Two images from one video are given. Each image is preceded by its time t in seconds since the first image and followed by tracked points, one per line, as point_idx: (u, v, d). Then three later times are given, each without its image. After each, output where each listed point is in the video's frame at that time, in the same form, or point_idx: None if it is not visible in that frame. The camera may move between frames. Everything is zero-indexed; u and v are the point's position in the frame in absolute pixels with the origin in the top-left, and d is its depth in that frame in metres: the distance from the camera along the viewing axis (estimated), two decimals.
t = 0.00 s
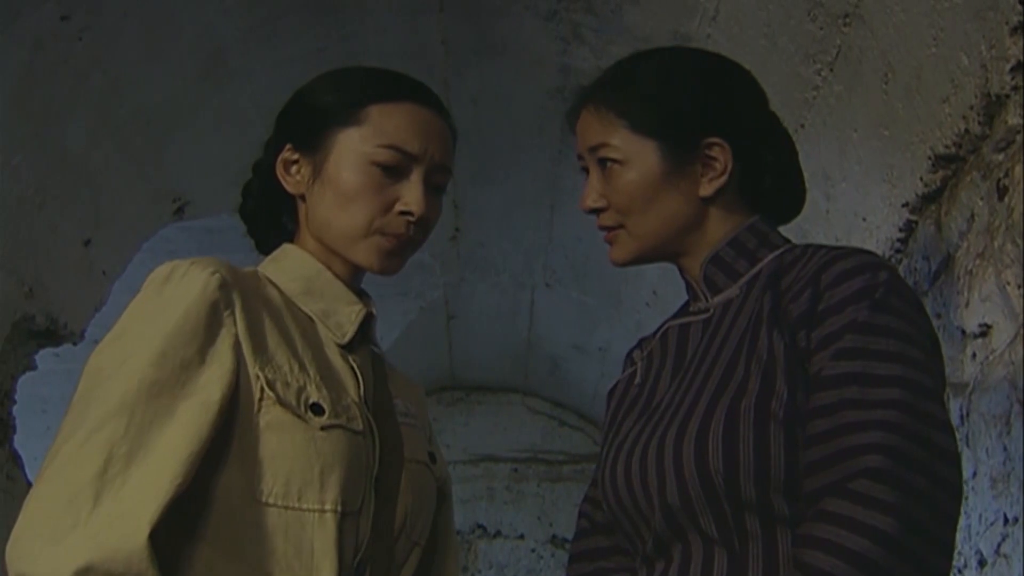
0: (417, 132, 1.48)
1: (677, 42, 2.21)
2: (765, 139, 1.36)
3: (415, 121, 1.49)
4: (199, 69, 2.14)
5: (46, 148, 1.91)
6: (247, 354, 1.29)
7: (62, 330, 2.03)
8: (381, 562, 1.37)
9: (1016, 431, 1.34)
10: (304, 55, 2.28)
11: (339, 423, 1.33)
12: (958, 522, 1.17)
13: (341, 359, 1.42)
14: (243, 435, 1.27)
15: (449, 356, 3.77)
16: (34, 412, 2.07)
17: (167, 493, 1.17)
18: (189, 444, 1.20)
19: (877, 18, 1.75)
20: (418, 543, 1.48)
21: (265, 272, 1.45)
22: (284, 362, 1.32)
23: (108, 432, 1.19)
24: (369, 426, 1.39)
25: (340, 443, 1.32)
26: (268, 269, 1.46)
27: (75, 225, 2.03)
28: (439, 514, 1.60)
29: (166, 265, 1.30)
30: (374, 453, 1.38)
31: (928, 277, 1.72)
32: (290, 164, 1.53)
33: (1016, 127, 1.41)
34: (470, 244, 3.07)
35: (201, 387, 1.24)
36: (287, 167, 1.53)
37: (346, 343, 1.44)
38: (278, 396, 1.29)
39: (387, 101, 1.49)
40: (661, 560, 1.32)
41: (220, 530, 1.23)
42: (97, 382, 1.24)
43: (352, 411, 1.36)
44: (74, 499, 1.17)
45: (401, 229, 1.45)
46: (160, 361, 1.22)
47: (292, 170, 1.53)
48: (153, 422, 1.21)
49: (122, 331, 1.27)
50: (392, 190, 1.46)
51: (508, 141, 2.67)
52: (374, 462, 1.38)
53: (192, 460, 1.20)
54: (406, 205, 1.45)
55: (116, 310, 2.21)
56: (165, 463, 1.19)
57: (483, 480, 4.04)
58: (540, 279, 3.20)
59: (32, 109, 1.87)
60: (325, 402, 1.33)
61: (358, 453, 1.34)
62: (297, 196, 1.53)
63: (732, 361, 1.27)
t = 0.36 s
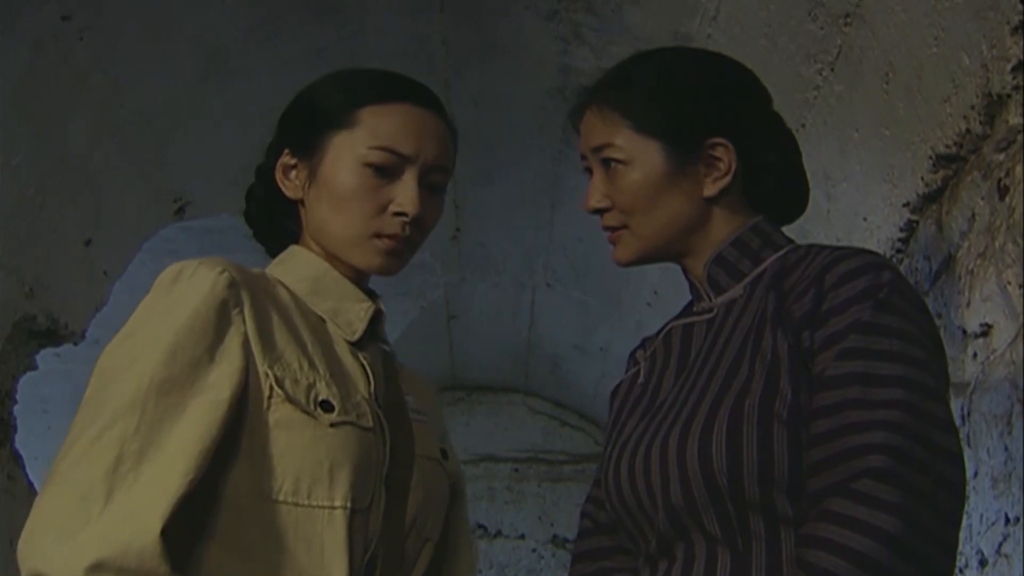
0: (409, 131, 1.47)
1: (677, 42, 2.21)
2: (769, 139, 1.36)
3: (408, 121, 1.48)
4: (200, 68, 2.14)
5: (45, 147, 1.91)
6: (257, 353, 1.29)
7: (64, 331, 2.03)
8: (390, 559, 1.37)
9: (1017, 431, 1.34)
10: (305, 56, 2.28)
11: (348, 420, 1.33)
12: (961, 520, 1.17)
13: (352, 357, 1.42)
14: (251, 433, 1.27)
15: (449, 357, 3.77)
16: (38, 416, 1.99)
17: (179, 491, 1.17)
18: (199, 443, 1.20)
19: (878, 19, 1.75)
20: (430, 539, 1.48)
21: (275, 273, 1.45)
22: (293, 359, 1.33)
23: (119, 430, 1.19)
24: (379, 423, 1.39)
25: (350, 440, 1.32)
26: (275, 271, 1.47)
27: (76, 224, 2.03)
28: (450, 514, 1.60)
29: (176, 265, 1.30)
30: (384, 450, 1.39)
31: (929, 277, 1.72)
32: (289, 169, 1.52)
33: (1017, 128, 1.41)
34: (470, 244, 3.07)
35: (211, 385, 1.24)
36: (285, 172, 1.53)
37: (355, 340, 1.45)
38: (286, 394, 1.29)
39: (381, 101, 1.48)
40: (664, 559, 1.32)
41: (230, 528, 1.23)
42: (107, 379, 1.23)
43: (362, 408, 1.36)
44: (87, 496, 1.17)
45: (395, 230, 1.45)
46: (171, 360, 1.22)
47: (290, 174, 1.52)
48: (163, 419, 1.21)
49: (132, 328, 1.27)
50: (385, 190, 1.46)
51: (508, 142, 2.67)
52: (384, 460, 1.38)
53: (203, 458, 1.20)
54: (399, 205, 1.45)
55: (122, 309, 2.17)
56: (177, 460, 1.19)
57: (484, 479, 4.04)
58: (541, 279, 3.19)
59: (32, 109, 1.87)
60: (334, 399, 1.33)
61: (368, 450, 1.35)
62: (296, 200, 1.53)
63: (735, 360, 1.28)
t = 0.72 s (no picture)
0: (393, 129, 1.46)
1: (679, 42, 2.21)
2: (776, 139, 1.36)
3: (393, 119, 1.47)
4: (201, 69, 2.13)
5: (46, 148, 1.91)
6: (266, 359, 1.29)
7: (66, 331, 2.04)
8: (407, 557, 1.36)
9: (1018, 431, 1.34)
10: (308, 56, 2.28)
11: (358, 421, 1.32)
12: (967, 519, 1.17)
13: (371, 359, 1.42)
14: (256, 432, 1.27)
15: (452, 357, 3.77)
16: (43, 421, 2.05)
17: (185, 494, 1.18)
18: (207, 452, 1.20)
19: (881, 19, 1.75)
20: (459, 535, 1.45)
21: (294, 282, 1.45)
22: (304, 363, 1.32)
23: (127, 438, 1.20)
24: (394, 420, 1.38)
25: (361, 440, 1.31)
26: (296, 280, 1.47)
27: (78, 223, 2.03)
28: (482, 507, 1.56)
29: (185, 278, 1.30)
30: (401, 448, 1.37)
31: (930, 276, 1.71)
32: (294, 182, 1.54)
33: (1018, 128, 1.41)
34: (473, 244, 3.07)
35: (220, 391, 1.24)
36: (291, 185, 1.54)
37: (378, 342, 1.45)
38: (293, 398, 1.28)
39: (366, 102, 1.48)
40: (668, 560, 1.32)
41: (234, 532, 1.25)
42: (119, 388, 1.24)
43: (375, 408, 1.35)
44: (94, 502, 1.17)
45: (387, 229, 1.44)
46: (180, 367, 1.22)
47: (296, 187, 1.53)
48: (171, 426, 1.21)
49: (146, 338, 1.27)
50: (373, 190, 1.45)
51: (510, 142, 2.67)
52: (401, 459, 1.37)
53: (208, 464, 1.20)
54: (386, 204, 1.43)
55: (134, 314, 2.24)
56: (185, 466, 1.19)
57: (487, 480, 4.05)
58: (544, 279, 3.19)
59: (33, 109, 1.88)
60: (345, 400, 1.32)
61: (380, 450, 1.33)
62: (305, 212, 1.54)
63: (740, 361, 1.27)
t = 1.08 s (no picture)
0: (361, 134, 1.45)
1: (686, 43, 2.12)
2: (788, 138, 1.36)
3: (369, 123, 1.46)
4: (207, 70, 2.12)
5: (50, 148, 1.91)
6: (269, 372, 1.34)
7: (75, 331, 2.01)
8: (420, 556, 1.35)
9: None
10: (310, 58, 2.17)
11: (358, 427, 1.34)
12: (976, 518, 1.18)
13: (389, 363, 1.42)
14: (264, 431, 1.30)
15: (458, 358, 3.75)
16: (57, 436, 2.03)
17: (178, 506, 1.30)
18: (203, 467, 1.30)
19: (891, 13, 1.78)
20: (490, 537, 1.42)
21: (322, 294, 1.47)
22: (309, 373, 1.35)
23: (138, 445, 1.32)
24: (409, 424, 1.39)
25: (362, 446, 1.34)
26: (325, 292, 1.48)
27: (85, 226, 2.01)
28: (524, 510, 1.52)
29: (205, 297, 1.38)
30: (412, 451, 1.38)
31: (938, 277, 1.69)
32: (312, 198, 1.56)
33: None
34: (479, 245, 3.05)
35: (220, 405, 1.32)
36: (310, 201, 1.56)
37: (409, 345, 1.44)
38: (288, 409, 1.33)
39: (349, 111, 1.48)
40: (678, 559, 1.31)
41: (237, 534, 1.33)
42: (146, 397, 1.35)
43: (381, 413, 1.36)
44: (108, 502, 1.30)
45: (370, 233, 1.43)
46: (184, 383, 1.33)
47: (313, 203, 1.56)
48: (174, 440, 1.32)
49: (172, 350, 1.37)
50: (354, 197, 1.44)
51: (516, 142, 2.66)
52: (411, 463, 1.37)
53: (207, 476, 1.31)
54: (363, 209, 1.43)
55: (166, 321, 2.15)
56: (180, 483, 1.30)
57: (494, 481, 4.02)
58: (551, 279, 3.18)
59: (40, 109, 1.92)
60: (345, 408, 1.35)
61: (384, 455, 1.35)
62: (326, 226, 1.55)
63: (749, 360, 1.27)
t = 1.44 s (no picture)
0: (358, 145, 1.62)
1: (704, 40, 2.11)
2: (810, 136, 1.35)
3: (366, 134, 1.63)
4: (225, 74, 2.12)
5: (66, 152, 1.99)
6: (272, 387, 1.58)
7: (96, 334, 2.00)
8: (412, 560, 1.50)
9: None
10: (326, 63, 2.13)
11: (344, 437, 1.54)
12: (1001, 516, 1.18)
13: (400, 370, 1.61)
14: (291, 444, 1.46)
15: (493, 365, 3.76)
16: (87, 434, 1.96)
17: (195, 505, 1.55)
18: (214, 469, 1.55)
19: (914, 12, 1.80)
20: (504, 539, 1.56)
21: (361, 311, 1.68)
22: (309, 389, 1.58)
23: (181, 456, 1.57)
24: (408, 432, 1.56)
25: (349, 456, 1.53)
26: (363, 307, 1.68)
27: (98, 224, 2.01)
28: (562, 509, 1.65)
29: (235, 319, 1.64)
30: (405, 457, 1.55)
31: (957, 275, 1.69)
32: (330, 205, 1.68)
33: None
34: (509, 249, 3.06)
35: (232, 419, 1.56)
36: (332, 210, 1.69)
37: (428, 347, 1.64)
38: (285, 425, 1.56)
39: (351, 123, 1.65)
40: (701, 558, 1.31)
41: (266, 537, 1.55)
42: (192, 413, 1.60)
43: (377, 423, 1.56)
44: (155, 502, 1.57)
45: (369, 240, 1.61)
46: (214, 400, 1.58)
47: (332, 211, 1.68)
48: (201, 450, 1.56)
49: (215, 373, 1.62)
50: (354, 204, 1.62)
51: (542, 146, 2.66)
52: (401, 469, 1.55)
53: (217, 479, 1.55)
54: (357, 218, 1.60)
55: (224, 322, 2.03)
56: (197, 486, 1.54)
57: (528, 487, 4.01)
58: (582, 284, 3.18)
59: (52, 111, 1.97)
60: (336, 419, 1.55)
61: (371, 463, 1.53)
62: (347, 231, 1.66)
63: (771, 359, 1.26)
